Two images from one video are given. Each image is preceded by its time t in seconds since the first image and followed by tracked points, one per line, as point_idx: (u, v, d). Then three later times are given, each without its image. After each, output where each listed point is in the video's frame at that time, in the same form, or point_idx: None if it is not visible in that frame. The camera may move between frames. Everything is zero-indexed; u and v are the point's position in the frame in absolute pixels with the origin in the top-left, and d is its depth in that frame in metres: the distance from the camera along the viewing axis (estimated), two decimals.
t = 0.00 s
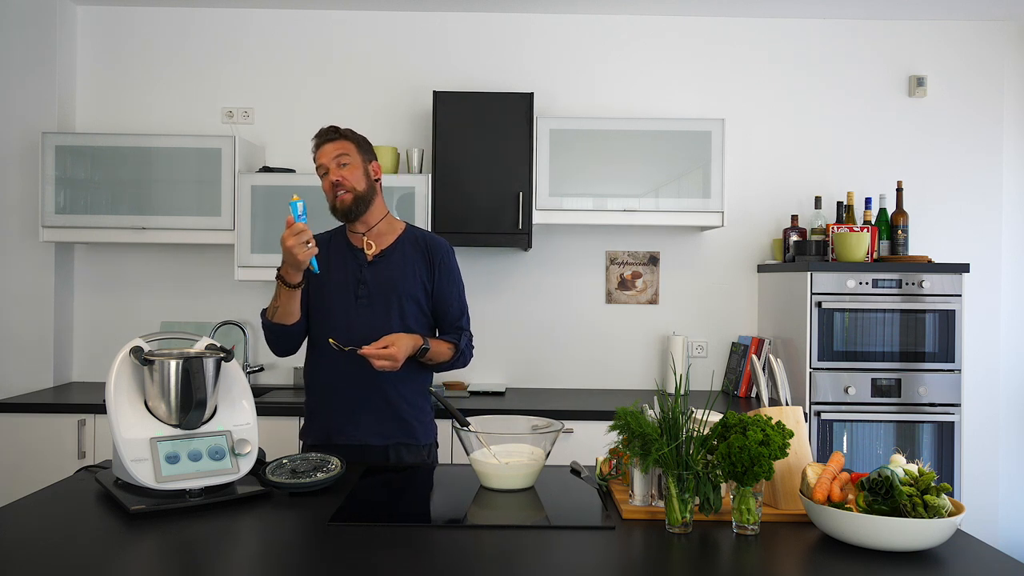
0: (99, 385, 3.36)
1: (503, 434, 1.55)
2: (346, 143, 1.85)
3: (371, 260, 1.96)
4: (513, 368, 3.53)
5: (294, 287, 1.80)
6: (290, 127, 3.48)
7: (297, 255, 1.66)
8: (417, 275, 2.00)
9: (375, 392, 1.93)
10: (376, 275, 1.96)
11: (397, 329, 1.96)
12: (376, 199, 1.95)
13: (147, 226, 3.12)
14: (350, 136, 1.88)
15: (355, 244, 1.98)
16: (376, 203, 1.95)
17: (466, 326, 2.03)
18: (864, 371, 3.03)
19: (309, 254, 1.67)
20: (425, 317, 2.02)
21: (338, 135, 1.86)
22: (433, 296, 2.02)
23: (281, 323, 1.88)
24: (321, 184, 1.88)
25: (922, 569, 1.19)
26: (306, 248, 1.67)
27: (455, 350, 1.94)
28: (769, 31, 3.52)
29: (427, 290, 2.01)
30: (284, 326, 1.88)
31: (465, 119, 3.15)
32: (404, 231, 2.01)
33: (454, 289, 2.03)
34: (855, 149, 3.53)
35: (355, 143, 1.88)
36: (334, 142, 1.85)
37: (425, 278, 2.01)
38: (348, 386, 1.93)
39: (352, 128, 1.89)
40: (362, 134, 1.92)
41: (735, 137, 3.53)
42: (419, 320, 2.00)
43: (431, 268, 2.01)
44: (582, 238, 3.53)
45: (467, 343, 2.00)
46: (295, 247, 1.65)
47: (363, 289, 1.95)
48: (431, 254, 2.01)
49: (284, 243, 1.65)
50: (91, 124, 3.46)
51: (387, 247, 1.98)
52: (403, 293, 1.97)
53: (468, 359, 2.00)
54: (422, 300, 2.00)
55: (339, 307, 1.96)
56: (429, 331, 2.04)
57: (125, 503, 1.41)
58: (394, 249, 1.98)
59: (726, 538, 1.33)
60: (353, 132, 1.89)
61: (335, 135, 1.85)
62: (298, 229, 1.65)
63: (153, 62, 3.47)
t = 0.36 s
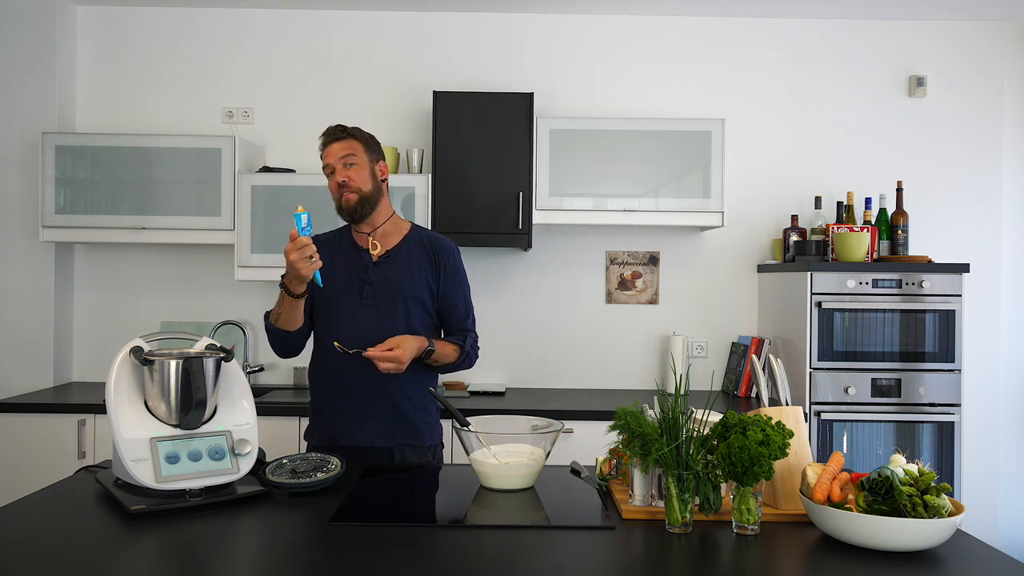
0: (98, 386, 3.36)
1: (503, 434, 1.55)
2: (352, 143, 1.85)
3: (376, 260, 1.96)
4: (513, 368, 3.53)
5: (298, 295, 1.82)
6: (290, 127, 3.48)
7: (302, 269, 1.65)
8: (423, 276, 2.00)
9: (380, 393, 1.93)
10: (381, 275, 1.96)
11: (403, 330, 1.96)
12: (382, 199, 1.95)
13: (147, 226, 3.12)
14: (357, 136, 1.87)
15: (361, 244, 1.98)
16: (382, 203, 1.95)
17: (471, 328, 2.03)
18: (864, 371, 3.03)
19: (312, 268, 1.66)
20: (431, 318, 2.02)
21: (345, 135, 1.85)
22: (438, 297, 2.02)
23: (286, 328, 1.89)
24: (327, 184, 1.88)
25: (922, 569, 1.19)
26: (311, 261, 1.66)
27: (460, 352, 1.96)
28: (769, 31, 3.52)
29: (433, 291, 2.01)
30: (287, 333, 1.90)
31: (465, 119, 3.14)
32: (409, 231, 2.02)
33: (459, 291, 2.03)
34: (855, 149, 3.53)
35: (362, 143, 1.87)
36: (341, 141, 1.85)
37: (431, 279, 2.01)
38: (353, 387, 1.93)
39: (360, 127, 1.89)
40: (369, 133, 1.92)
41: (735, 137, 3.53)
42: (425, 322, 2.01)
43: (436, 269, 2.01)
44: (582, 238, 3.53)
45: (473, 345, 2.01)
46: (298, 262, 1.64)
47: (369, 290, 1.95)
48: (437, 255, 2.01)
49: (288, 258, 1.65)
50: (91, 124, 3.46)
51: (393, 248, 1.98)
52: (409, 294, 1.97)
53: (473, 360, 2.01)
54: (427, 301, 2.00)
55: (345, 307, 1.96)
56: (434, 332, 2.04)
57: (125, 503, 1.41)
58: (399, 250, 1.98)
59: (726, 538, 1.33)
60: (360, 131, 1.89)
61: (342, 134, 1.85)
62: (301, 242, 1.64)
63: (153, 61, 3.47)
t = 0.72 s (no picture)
0: (98, 386, 3.36)
1: (503, 434, 1.55)
2: (356, 142, 1.86)
3: (379, 261, 1.96)
4: (513, 368, 3.53)
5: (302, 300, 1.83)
6: (290, 127, 3.48)
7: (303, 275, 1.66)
8: (426, 277, 1.99)
9: (382, 394, 1.93)
10: (383, 277, 1.96)
11: (404, 331, 1.96)
12: (385, 198, 1.95)
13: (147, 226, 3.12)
14: (362, 134, 1.88)
15: (364, 244, 1.98)
16: (385, 202, 1.95)
17: (473, 329, 2.03)
18: (864, 371, 3.03)
19: (314, 274, 1.66)
20: (433, 320, 2.02)
21: (349, 133, 1.86)
22: (441, 298, 2.02)
23: (292, 333, 1.89)
24: (331, 182, 1.88)
25: (922, 569, 1.19)
26: (312, 268, 1.66)
27: (462, 354, 1.96)
28: (769, 31, 3.52)
29: (435, 292, 2.01)
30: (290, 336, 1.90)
31: (465, 119, 3.14)
32: (412, 231, 2.02)
33: (462, 292, 2.02)
34: (855, 149, 3.53)
35: (366, 142, 1.88)
36: (345, 140, 1.85)
37: (433, 280, 2.00)
38: (355, 387, 1.93)
39: (365, 126, 1.89)
40: (374, 132, 1.92)
41: (735, 137, 3.53)
42: (427, 323, 2.00)
43: (439, 270, 2.01)
44: (582, 238, 3.53)
45: (475, 346, 2.01)
46: (299, 268, 1.64)
47: (371, 291, 1.95)
48: (439, 256, 2.01)
49: (290, 264, 1.65)
50: (91, 124, 3.45)
51: (395, 248, 1.98)
52: (411, 295, 1.97)
53: (475, 361, 2.00)
54: (429, 302, 2.00)
55: (347, 309, 1.96)
56: (437, 333, 2.04)
57: (125, 503, 1.41)
58: (402, 250, 1.98)
59: (726, 538, 1.33)
60: (365, 130, 1.89)
61: (347, 133, 1.86)
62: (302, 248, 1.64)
63: (153, 61, 3.47)
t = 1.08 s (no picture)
0: (98, 386, 3.36)
1: (503, 434, 1.55)
2: (355, 143, 1.85)
3: (379, 262, 1.96)
4: (513, 368, 3.53)
5: (301, 286, 1.82)
6: (290, 127, 3.48)
7: (305, 251, 1.66)
8: (426, 277, 1.99)
9: (382, 394, 1.93)
10: (383, 277, 1.96)
11: (404, 332, 1.96)
12: (385, 199, 1.95)
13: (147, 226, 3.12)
14: (360, 135, 1.87)
15: (364, 244, 1.98)
16: (385, 203, 1.95)
17: (473, 329, 2.03)
18: (864, 371, 3.03)
19: (317, 251, 1.67)
20: (433, 320, 2.02)
21: (348, 135, 1.85)
22: (441, 299, 2.02)
23: (291, 323, 1.89)
24: (330, 184, 1.88)
25: (922, 569, 1.19)
26: (315, 246, 1.67)
27: (462, 355, 1.95)
28: (769, 31, 3.52)
29: (435, 293, 2.01)
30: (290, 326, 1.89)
31: (466, 119, 3.15)
32: (412, 231, 2.02)
33: (462, 292, 2.02)
34: (855, 149, 3.53)
35: (365, 142, 1.87)
36: (343, 142, 1.85)
37: (433, 281, 2.00)
38: (355, 387, 1.93)
39: (363, 127, 1.88)
40: (373, 132, 1.91)
41: (735, 137, 3.53)
42: (427, 323, 2.00)
43: (439, 270, 2.01)
44: (582, 238, 3.53)
45: (475, 346, 2.00)
46: (303, 244, 1.65)
47: (371, 292, 1.95)
48: (440, 257, 2.01)
49: (292, 241, 1.65)
50: (91, 124, 3.45)
51: (395, 248, 1.98)
52: (411, 296, 1.97)
53: (475, 362, 2.00)
54: (430, 303, 2.00)
55: (347, 309, 1.96)
56: (437, 334, 2.04)
57: (125, 503, 1.41)
58: (402, 251, 1.98)
59: (726, 538, 1.33)
60: (364, 130, 1.88)
61: (345, 134, 1.85)
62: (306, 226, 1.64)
63: (153, 61, 3.47)
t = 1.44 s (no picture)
0: (98, 386, 3.36)
1: (503, 434, 1.55)
2: (358, 143, 1.85)
3: (379, 262, 1.96)
4: (513, 368, 3.53)
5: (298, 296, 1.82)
6: (290, 127, 3.48)
7: (300, 267, 1.66)
8: (425, 278, 1.99)
9: (381, 393, 1.93)
10: (383, 277, 1.96)
11: (403, 332, 1.96)
12: (387, 199, 1.95)
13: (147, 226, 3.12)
14: (364, 135, 1.87)
15: (364, 244, 1.98)
16: (387, 203, 1.95)
17: (473, 330, 2.03)
18: (865, 371, 3.03)
19: (311, 267, 1.66)
20: (433, 321, 2.02)
21: (351, 134, 1.85)
22: (440, 299, 2.01)
23: (290, 329, 1.89)
24: (333, 183, 1.88)
25: (922, 569, 1.19)
26: (310, 260, 1.66)
27: (461, 355, 1.95)
28: (769, 31, 3.52)
29: (435, 293, 2.01)
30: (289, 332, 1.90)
31: (466, 119, 3.14)
32: (413, 232, 2.01)
33: (462, 293, 2.02)
34: (855, 150, 3.53)
35: (368, 143, 1.87)
36: (346, 142, 1.85)
37: (433, 281, 2.00)
38: (354, 387, 1.93)
39: (367, 126, 1.88)
40: (376, 133, 1.91)
41: (734, 137, 3.53)
42: (426, 324, 2.00)
43: (438, 270, 2.01)
44: (582, 238, 3.53)
45: (475, 347, 2.00)
46: (296, 259, 1.65)
47: (370, 292, 1.95)
48: (439, 257, 2.01)
49: (287, 255, 1.65)
50: (91, 124, 3.45)
51: (395, 249, 1.98)
52: (410, 296, 1.96)
53: (474, 362, 2.00)
54: (429, 303, 2.00)
55: (346, 309, 1.96)
56: (437, 334, 2.04)
57: (125, 503, 1.41)
58: (402, 252, 1.98)
59: (726, 539, 1.33)
60: (368, 130, 1.88)
61: (348, 134, 1.85)
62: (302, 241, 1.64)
63: (154, 61, 3.47)
